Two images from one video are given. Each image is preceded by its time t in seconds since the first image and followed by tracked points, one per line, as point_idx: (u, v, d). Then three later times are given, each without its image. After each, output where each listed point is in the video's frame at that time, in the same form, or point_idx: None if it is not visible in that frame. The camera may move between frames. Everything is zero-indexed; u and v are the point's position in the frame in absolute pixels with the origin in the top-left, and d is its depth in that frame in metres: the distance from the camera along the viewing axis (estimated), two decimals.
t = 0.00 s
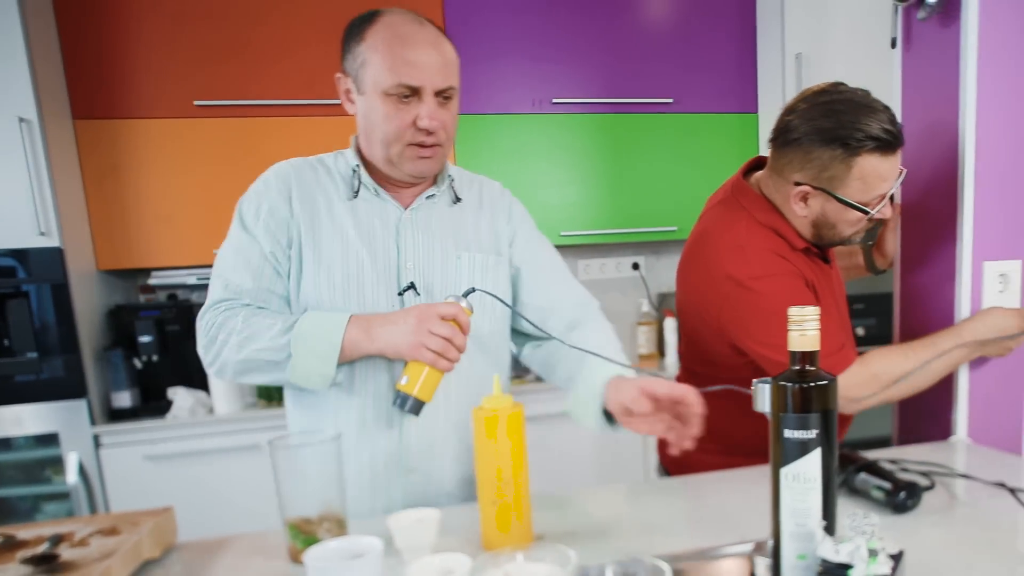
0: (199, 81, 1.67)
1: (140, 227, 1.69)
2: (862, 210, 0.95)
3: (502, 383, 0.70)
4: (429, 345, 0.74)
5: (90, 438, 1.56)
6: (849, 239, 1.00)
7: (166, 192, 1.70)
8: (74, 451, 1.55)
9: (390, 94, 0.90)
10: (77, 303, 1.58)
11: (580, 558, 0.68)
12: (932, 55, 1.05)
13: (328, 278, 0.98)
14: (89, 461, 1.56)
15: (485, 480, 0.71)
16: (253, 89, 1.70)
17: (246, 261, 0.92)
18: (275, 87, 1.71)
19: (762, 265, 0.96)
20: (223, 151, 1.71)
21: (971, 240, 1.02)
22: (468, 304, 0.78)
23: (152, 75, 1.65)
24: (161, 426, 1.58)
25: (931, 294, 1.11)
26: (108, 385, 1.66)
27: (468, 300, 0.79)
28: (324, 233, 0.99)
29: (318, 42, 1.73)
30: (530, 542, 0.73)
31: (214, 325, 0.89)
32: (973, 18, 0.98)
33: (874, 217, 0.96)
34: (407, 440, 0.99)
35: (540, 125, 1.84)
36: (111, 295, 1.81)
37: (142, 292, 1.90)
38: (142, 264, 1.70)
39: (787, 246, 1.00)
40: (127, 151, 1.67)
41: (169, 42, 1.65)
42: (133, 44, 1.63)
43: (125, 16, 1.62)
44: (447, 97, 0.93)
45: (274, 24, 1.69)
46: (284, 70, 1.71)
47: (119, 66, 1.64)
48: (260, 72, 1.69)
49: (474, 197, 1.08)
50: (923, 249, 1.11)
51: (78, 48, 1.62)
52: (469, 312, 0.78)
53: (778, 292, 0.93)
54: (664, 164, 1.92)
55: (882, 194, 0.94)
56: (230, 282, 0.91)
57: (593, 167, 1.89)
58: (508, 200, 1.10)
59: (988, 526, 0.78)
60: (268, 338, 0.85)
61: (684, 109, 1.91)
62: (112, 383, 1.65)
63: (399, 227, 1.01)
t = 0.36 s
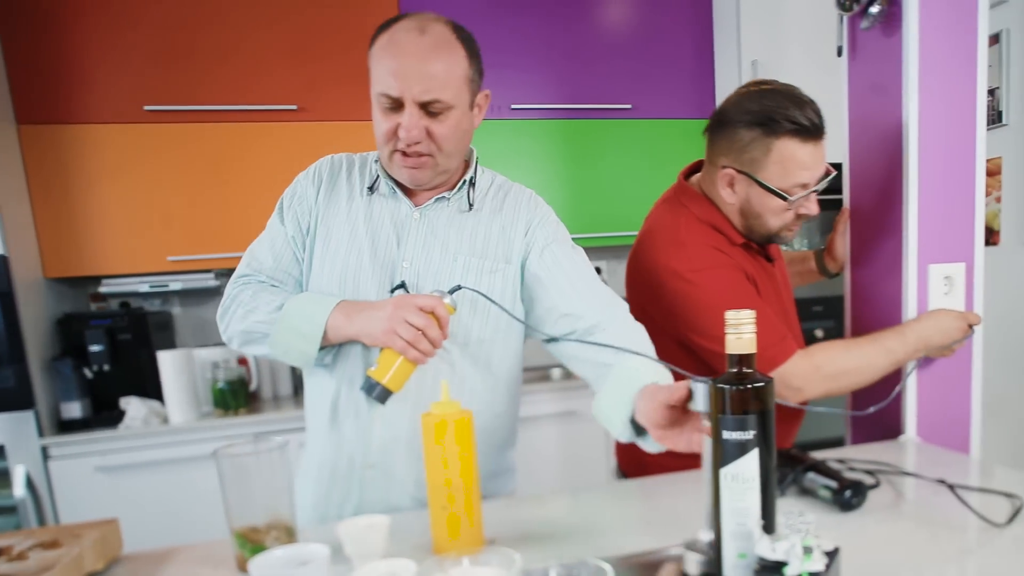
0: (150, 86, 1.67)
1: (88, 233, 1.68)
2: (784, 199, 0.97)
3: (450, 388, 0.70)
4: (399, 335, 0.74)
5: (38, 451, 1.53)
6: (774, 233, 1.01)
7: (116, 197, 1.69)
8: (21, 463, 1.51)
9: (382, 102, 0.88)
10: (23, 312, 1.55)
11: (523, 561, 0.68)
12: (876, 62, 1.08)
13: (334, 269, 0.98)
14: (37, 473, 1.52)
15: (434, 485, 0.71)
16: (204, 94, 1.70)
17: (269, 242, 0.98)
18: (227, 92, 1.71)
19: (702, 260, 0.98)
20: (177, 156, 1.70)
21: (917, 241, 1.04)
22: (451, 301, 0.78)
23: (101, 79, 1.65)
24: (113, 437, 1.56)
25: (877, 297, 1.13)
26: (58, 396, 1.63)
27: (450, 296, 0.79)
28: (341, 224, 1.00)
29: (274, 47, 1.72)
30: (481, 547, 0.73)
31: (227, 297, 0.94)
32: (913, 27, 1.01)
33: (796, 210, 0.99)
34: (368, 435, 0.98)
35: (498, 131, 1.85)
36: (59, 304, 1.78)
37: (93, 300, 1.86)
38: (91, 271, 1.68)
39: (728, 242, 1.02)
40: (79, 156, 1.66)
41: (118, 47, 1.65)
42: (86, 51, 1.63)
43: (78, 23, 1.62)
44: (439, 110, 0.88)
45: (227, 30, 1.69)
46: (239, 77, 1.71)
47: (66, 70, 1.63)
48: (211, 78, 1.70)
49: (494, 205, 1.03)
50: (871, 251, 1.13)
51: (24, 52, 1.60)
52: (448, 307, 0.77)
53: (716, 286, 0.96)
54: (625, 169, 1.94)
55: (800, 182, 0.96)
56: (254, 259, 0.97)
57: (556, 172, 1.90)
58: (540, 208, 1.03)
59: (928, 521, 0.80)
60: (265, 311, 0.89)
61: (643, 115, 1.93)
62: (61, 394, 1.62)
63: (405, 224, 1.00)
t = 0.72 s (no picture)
0: (118, 80, 1.65)
1: (56, 229, 1.65)
2: (708, 176, 1.00)
3: (419, 386, 0.70)
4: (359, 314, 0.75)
5: (3, 450, 1.51)
6: (707, 215, 1.04)
7: (84, 192, 1.66)
8: None
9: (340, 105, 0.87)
10: None
11: (492, 556, 0.69)
12: (843, 65, 1.10)
13: (289, 275, 0.97)
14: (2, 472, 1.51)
15: (403, 483, 0.71)
16: (175, 89, 1.68)
17: (219, 251, 0.94)
18: (198, 86, 1.69)
19: (661, 246, 1.01)
20: (146, 149, 1.68)
21: (883, 241, 1.06)
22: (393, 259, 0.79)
23: (68, 72, 1.62)
24: (81, 435, 1.54)
25: (843, 296, 1.15)
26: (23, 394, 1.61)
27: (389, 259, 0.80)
28: (294, 229, 0.98)
29: (245, 41, 1.70)
30: (451, 543, 0.73)
31: (184, 307, 0.92)
32: (879, 31, 1.02)
33: (725, 190, 1.00)
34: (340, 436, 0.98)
35: (472, 129, 1.85)
36: (27, 301, 1.76)
37: (59, 297, 1.84)
38: (58, 267, 1.66)
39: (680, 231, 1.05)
40: (46, 151, 1.63)
41: (85, 39, 1.62)
42: (51, 42, 1.61)
43: (43, 13, 1.59)
44: (401, 109, 0.88)
45: (198, 24, 1.68)
46: (210, 70, 1.69)
47: (31, 63, 1.60)
48: (182, 72, 1.68)
49: (451, 199, 1.04)
50: (838, 250, 1.15)
51: None
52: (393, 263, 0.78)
53: (675, 272, 0.98)
54: (600, 168, 1.95)
55: (726, 159, 0.99)
56: (206, 269, 0.93)
57: (531, 170, 1.91)
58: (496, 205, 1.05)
59: (891, 516, 0.82)
60: (226, 318, 0.90)
61: (617, 113, 1.95)
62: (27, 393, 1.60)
63: (364, 223, 0.99)
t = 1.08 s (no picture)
0: (122, 82, 1.66)
1: (61, 231, 1.66)
2: (672, 156, 1.03)
3: (424, 386, 0.71)
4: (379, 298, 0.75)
5: (12, 451, 1.52)
6: (676, 196, 1.06)
7: (88, 195, 1.67)
8: None
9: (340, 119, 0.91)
10: None
11: (497, 555, 0.69)
12: (845, 65, 1.10)
13: (264, 283, 0.98)
14: (11, 473, 1.52)
15: (410, 483, 0.71)
16: (178, 91, 1.69)
17: (194, 263, 0.90)
18: (201, 89, 1.70)
19: (648, 235, 1.01)
20: (150, 152, 1.69)
21: (885, 241, 1.07)
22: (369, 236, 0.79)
23: (72, 75, 1.63)
24: (88, 436, 1.55)
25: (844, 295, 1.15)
26: (31, 395, 1.62)
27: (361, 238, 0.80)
28: (261, 238, 0.99)
29: (248, 44, 1.71)
30: (457, 543, 0.73)
31: (161, 323, 0.87)
32: (880, 30, 1.02)
33: (690, 170, 1.03)
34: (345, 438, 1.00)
35: (471, 130, 1.85)
36: (34, 303, 1.77)
37: (65, 299, 1.85)
38: (64, 269, 1.67)
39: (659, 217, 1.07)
40: (50, 153, 1.64)
41: (89, 42, 1.63)
42: (56, 45, 1.62)
43: (46, 16, 1.60)
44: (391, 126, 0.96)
45: (201, 26, 1.68)
46: (212, 71, 1.70)
47: (36, 66, 1.61)
48: (185, 74, 1.69)
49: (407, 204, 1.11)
50: (841, 250, 1.15)
51: None
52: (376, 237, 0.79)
53: (658, 253, 1.00)
54: (602, 168, 1.96)
55: (688, 139, 1.02)
56: (179, 283, 0.89)
57: (533, 171, 1.91)
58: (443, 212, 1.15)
59: (895, 515, 0.82)
60: (224, 327, 0.87)
61: (619, 113, 1.95)
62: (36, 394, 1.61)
63: (334, 231, 1.03)
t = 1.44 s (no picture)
0: (143, 95, 1.69)
1: (83, 242, 1.70)
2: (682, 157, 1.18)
3: (441, 394, 0.71)
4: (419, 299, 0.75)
5: (33, 457, 1.54)
6: (687, 193, 1.19)
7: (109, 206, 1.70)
8: (18, 469, 1.53)
9: (370, 128, 0.97)
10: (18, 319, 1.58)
11: (515, 563, 0.70)
12: (859, 70, 1.10)
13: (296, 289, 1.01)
14: (33, 480, 1.54)
15: (427, 490, 0.72)
16: (197, 102, 1.71)
17: (233, 265, 0.93)
18: (220, 99, 1.72)
19: (635, 254, 1.21)
20: (172, 164, 1.71)
21: (902, 246, 1.06)
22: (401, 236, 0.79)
23: (94, 88, 1.66)
24: (107, 444, 1.57)
25: (860, 301, 1.15)
26: (53, 403, 1.65)
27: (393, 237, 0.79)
28: (293, 244, 1.01)
29: (266, 54, 1.73)
30: (473, 551, 0.73)
31: (205, 324, 0.90)
32: (896, 35, 1.03)
33: (696, 170, 1.17)
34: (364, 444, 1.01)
35: (486, 140, 1.86)
36: (55, 311, 1.80)
37: (87, 307, 1.88)
38: (86, 279, 1.71)
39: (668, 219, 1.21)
40: (72, 164, 1.67)
41: (111, 55, 1.66)
42: (78, 58, 1.64)
43: (68, 30, 1.63)
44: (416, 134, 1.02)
45: (220, 37, 1.70)
46: (226, 78, 1.72)
47: (59, 79, 1.64)
48: (204, 85, 1.71)
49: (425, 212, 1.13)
50: (856, 255, 1.15)
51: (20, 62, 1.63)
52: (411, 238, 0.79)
53: (643, 254, 1.20)
54: (614, 175, 1.98)
55: (692, 143, 1.15)
56: (221, 284, 0.92)
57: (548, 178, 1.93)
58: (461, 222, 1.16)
59: (914, 523, 0.81)
60: (267, 326, 0.89)
61: (633, 121, 1.96)
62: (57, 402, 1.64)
63: (360, 240, 1.05)
